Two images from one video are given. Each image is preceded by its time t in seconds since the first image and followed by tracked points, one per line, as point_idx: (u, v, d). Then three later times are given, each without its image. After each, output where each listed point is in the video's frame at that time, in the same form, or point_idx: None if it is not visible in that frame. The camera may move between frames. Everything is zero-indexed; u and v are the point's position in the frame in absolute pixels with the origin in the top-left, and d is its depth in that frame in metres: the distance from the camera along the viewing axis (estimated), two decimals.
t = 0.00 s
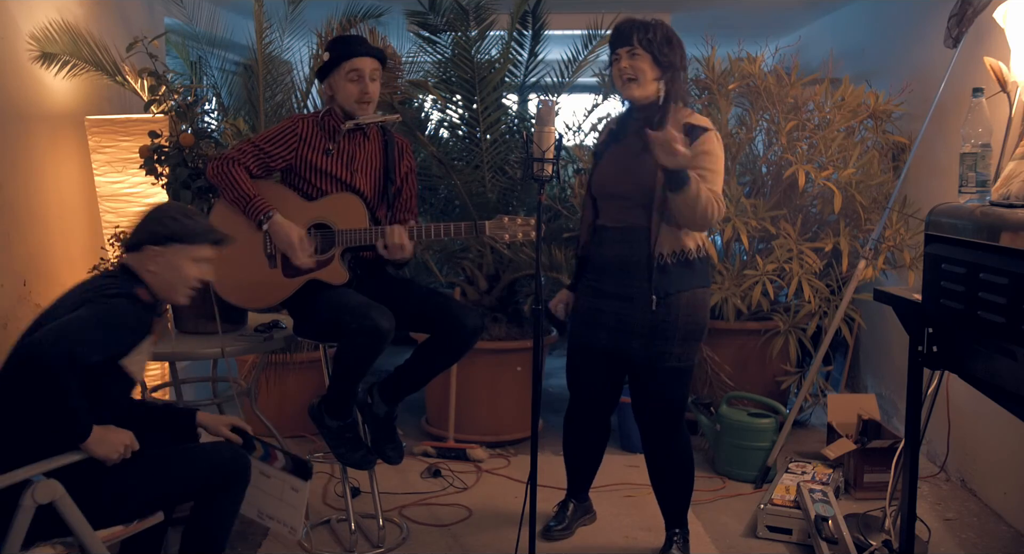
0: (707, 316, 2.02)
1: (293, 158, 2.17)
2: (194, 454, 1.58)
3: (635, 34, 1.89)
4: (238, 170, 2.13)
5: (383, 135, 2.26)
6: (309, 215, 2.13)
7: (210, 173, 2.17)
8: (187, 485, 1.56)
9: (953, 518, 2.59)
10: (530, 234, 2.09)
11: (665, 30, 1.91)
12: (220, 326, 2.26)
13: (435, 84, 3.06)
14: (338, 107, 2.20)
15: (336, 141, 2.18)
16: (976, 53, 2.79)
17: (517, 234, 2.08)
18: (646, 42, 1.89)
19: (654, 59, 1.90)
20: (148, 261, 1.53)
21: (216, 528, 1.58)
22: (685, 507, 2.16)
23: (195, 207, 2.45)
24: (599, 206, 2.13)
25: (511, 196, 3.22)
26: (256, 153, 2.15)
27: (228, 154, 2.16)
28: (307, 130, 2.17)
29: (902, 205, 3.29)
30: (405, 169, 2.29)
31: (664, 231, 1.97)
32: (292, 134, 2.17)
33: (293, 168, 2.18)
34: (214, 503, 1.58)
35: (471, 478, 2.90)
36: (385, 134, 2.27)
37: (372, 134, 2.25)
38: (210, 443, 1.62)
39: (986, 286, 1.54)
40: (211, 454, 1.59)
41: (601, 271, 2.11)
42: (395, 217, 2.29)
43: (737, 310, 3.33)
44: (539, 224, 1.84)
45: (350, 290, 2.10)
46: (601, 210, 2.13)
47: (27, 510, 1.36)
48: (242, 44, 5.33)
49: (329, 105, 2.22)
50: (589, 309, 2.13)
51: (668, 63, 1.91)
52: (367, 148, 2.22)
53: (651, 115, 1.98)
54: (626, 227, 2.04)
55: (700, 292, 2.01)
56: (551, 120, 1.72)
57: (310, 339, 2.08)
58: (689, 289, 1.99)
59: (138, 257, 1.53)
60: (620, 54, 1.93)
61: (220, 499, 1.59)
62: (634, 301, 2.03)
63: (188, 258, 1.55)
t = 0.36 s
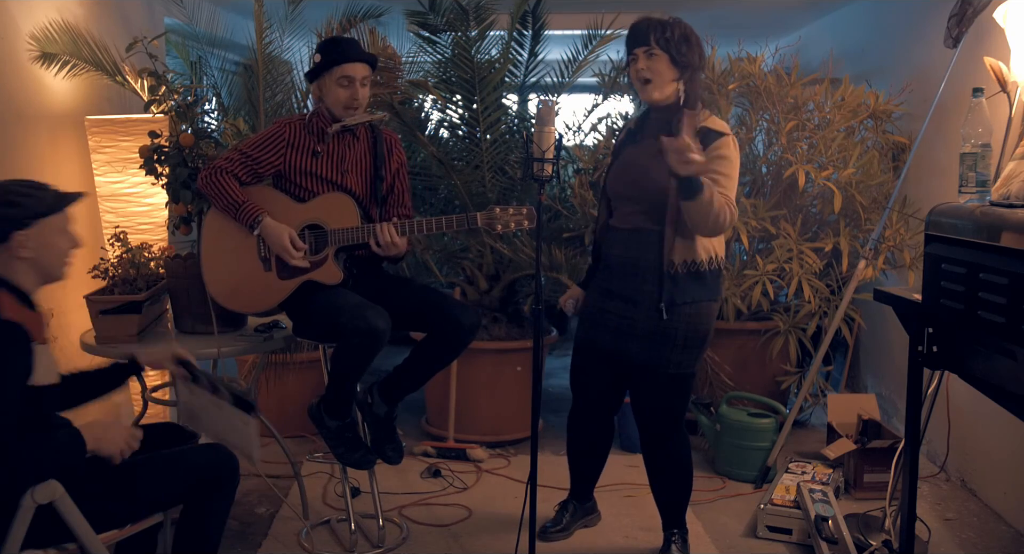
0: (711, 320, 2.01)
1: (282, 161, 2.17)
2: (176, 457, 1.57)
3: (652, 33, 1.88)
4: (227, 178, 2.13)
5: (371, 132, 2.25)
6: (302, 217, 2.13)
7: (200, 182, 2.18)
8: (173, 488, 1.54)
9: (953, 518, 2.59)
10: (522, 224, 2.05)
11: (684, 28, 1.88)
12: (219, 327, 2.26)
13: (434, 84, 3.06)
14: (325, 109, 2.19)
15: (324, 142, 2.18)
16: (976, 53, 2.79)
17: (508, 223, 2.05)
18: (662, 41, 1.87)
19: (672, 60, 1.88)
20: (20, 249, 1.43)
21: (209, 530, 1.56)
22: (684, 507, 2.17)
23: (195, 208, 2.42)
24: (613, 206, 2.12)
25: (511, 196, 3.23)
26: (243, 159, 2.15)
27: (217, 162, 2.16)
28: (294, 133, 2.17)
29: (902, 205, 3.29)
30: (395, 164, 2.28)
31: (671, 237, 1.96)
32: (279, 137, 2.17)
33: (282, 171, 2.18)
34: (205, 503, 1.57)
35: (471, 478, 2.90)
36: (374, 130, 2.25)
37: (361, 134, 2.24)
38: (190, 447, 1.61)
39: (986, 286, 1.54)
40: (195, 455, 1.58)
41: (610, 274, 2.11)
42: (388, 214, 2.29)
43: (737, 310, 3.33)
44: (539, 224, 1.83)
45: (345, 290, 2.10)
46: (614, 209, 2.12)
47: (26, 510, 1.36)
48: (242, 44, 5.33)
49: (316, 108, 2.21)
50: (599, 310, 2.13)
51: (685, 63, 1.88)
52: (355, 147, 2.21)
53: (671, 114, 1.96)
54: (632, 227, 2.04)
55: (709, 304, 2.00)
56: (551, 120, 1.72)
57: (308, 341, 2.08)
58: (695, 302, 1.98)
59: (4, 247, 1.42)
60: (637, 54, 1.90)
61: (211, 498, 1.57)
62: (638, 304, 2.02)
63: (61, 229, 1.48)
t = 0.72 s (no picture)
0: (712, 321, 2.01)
1: (282, 161, 2.17)
2: (170, 448, 1.57)
3: (662, 33, 1.88)
4: (226, 177, 2.13)
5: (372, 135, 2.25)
6: (302, 218, 2.13)
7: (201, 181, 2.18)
8: (175, 479, 1.56)
9: (953, 518, 2.59)
10: (523, 225, 2.06)
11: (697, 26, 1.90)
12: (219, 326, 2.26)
13: (434, 84, 3.06)
14: (325, 109, 2.19)
15: (324, 143, 2.18)
16: (977, 53, 2.79)
17: (510, 224, 2.06)
18: (671, 41, 1.88)
19: (681, 60, 1.90)
20: None
21: (210, 516, 1.60)
22: (684, 508, 2.17)
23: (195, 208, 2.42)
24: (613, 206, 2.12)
25: (511, 196, 3.22)
26: (244, 158, 2.15)
27: (218, 161, 2.17)
28: (294, 133, 2.17)
29: (902, 205, 3.29)
30: (395, 168, 2.27)
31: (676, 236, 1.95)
32: (279, 137, 2.17)
33: (283, 171, 2.18)
34: (206, 491, 1.60)
35: (471, 478, 2.90)
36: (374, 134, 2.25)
37: (361, 134, 2.23)
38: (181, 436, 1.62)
39: (986, 286, 1.54)
40: (190, 443, 1.59)
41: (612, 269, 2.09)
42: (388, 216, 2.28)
43: (737, 310, 3.32)
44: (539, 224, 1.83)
45: (346, 291, 2.10)
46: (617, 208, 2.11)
47: (26, 510, 1.36)
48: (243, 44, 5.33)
49: (316, 109, 2.22)
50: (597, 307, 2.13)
51: (695, 62, 1.90)
52: (356, 149, 2.21)
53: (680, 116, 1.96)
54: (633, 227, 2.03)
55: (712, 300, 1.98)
56: (551, 120, 1.72)
57: (309, 341, 2.08)
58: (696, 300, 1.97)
59: None
60: (646, 53, 1.91)
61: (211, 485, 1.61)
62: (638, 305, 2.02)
63: None
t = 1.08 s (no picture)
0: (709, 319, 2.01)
1: (294, 157, 2.17)
2: (179, 447, 1.59)
3: (657, 36, 1.88)
4: (238, 167, 2.14)
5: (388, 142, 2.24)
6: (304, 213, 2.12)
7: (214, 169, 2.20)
8: (181, 475, 1.57)
9: (953, 518, 2.59)
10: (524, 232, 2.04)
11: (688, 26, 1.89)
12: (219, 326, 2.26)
13: (435, 84, 3.06)
14: (343, 111, 2.20)
15: (338, 143, 2.18)
16: (977, 53, 2.78)
17: (510, 229, 2.03)
18: (667, 44, 1.88)
19: (677, 61, 1.89)
20: None
21: (212, 514, 1.62)
22: (683, 507, 2.17)
23: (195, 208, 2.42)
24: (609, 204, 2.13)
25: (511, 196, 3.22)
26: (257, 150, 2.16)
27: (232, 150, 2.18)
28: (310, 132, 2.18)
29: (902, 205, 3.29)
30: (408, 176, 2.25)
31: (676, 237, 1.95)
32: (295, 134, 2.18)
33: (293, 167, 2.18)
34: (209, 490, 1.62)
35: (471, 478, 2.90)
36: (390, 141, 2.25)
37: (377, 140, 2.24)
38: (186, 435, 1.63)
39: (986, 286, 1.54)
40: (197, 443, 1.61)
41: (607, 270, 2.10)
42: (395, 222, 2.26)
43: (737, 310, 3.32)
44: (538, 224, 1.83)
45: (343, 288, 2.09)
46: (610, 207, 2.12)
47: (28, 509, 1.36)
48: (243, 44, 5.33)
49: (336, 110, 2.23)
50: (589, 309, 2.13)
51: (690, 63, 1.90)
52: (369, 153, 2.21)
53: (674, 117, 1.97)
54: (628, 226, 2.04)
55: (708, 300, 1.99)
56: (551, 120, 1.72)
57: (308, 340, 2.08)
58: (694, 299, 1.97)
59: None
60: (642, 57, 1.91)
61: (214, 481, 1.62)
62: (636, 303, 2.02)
63: None
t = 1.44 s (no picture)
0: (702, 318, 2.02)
1: (308, 149, 2.18)
2: (177, 448, 1.59)
3: (646, 37, 1.89)
4: (253, 156, 2.15)
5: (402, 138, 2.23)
6: (314, 208, 2.13)
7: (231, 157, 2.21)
8: (181, 473, 1.59)
9: (953, 518, 2.59)
10: (530, 243, 2.01)
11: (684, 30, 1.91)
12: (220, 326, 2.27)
13: (435, 84, 3.06)
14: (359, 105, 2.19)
15: (350, 138, 2.18)
16: (977, 53, 2.78)
17: (516, 240, 2.01)
18: (657, 45, 1.89)
19: (666, 63, 1.91)
20: None
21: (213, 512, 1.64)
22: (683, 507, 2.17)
23: (196, 208, 2.42)
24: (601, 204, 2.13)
25: (511, 196, 3.22)
26: (272, 140, 2.17)
27: (249, 140, 2.20)
28: (326, 124, 2.19)
29: (902, 205, 3.29)
30: (420, 174, 2.24)
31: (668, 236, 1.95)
32: (311, 126, 2.18)
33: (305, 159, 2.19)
34: (210, 489, 1.64)
35: (471, 478, 2.90)
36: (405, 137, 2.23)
37: (392, 135, 2.22)
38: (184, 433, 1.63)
39: (986, 286, 1.54)
40: (196, 443, 1.62)
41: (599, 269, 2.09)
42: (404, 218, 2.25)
43: (737, 310, 3.32)
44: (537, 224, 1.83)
45: (348, 285, 2.09)
46: (602, 208, 2.13)
47: (27, 509, 1.37)
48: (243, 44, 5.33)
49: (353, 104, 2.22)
50: (581, 310, 2.13)
51: (679, 64, 1.91)
52: (382, 148, 2.19)
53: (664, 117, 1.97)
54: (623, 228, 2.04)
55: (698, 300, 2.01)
56: (551, 120, 1.71)
57: (310, 339, 2.10)
58: (687, 301, 1.99)
59: None
60: (632, 58, 1.92)
61: (213, 476, 1.64)
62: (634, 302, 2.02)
63: None
